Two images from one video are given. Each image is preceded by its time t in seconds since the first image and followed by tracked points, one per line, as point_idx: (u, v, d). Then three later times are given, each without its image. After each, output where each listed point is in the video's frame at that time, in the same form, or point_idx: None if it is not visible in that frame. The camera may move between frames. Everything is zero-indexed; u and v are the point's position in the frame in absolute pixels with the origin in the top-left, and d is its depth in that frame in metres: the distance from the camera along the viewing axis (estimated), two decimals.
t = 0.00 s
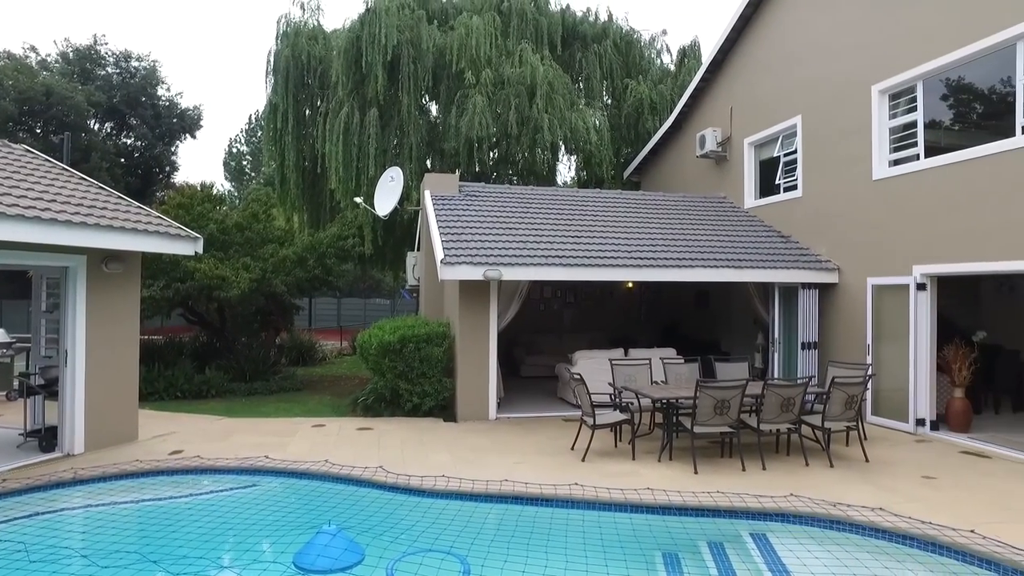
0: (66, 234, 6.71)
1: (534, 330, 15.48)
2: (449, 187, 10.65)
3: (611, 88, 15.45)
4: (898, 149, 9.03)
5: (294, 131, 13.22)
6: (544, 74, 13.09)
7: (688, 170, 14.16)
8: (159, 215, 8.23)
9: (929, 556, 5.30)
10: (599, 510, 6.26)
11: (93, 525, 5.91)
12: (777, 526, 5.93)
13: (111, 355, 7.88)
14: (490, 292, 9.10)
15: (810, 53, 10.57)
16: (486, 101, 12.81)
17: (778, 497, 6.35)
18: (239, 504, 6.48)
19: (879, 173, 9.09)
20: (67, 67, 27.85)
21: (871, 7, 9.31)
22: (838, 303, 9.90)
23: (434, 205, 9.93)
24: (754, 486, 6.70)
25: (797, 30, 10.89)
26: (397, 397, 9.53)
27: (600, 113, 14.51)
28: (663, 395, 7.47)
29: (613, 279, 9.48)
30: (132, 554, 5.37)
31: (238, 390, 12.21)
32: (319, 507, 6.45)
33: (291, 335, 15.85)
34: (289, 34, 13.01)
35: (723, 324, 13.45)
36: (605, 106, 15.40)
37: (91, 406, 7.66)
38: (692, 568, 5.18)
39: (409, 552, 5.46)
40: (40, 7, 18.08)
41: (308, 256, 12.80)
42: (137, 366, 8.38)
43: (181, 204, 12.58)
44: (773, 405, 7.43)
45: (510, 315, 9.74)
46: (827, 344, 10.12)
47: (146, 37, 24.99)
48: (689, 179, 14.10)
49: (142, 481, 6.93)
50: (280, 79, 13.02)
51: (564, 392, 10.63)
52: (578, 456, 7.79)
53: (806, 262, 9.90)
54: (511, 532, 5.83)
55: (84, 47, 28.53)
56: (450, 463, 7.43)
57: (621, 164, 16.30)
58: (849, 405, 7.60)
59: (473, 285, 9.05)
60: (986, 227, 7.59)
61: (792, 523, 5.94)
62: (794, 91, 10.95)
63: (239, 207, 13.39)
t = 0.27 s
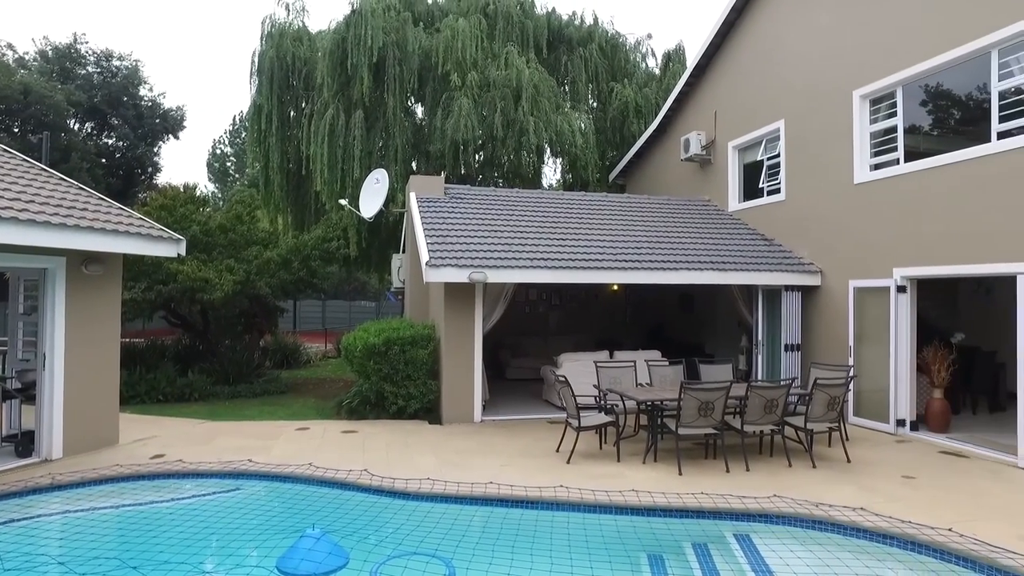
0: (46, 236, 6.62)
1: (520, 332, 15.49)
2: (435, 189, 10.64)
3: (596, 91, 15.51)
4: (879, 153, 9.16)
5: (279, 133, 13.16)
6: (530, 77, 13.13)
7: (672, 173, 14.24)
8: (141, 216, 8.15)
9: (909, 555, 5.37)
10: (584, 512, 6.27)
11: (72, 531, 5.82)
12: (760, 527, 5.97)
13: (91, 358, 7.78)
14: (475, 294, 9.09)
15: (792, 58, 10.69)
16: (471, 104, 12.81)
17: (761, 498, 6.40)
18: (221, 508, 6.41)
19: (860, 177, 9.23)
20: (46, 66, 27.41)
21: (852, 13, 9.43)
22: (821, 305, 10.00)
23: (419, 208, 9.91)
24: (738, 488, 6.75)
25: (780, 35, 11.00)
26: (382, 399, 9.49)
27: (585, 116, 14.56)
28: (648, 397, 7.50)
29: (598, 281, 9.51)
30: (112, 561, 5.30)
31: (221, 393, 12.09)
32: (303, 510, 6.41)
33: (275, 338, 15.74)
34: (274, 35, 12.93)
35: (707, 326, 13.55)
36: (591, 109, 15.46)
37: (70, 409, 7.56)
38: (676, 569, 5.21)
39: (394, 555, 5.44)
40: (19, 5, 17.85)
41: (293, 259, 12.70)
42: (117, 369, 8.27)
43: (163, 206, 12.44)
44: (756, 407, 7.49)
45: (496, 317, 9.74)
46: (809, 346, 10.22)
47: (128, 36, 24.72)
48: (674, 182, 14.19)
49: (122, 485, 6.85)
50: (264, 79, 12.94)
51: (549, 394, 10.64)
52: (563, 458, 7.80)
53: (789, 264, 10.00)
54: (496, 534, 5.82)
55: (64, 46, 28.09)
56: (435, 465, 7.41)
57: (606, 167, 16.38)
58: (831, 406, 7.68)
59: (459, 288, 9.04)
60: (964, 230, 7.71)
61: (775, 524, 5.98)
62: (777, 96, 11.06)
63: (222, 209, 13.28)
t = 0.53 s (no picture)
0: (26, 237, 6.53)
1: (505, 334, 15.51)
2: (420, 191, 10.62)
3: (582, 94, 15.57)
4: (860, 157, 9.28)
5: (263, 134, 13.09)
6: (516, 80, 13.16)
7: (657, 175, 14.33)
8: (122, 217, 8.06)
9: (890, 554, 5.43)
10: (569, 514, 6.28)
11: (50, 537, 5.74)
12: (744, 528, 6.01)
13: (69, 361, 7.68)
14: (461, 296, 9.09)
15: (776, 63, 10.80)
16: (457, 106, 12.81)
17: (745, 499, 6.44)
18: (203, 513, 6.35)
19: (842, 181, 9.34)
20: (24, 63, 26.84)
21: (834, 19, 9.55)
22: (803, 307, 10.10)
23: (405, 210, 9.89)
24: (722, 489, 6.79)
25: (764, 40, 11.12)
26: (367, 402, 9.45)
27: (571, 118, 14.61)
28: (633, 398, 7.53)
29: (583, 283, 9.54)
30: (91, 567, 5.23)
31: (204, 396, 11.97)
32: (287, 514, 6.36)
33: (259, 340, 15.64)
34: (258, 35, 12.85)
35: (691, 328, 13.67)
36: (576, 112, 15.52)
37: (48, 413, 7.45)
38: (661, 570, 5.23)
39: (378, 559, 5.41)
40: None
41: (277, 261, 12.69)
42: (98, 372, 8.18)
43: (145, 207, 12.30)
44: (740, 409, 7.54)
45: (481, 319, 9.74)
46: (792, 348, 10.32)
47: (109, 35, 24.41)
48: (659, 185, 14.28)
49: (102, 490, 6.76)
50: (248, 80, 12.85)
51: (534, 396, 10.66)
52: (548, 460, 7.81)
53: (772, 267, 10.08)
54: (481, 537, 5.81)
55: (42, 43, 27.55)
56: (420, 468, 7.39)
57: (591, 170, 16.44)
58: (813, 407, 7.75)
59: (444, 290, 9.03)
60: (943, 234, 7.83)
61: (758, 524, 6.03)
62: (760, 100, 11.16)
63: (205, 210, 13.17)
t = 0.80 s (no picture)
0: (6, 237, 6.44)
1: (491, 336, 15.51)
2: (407, 193, 10.59)
3: (569, 96, 15.62)
4: (843, 160, 9.38)
5: (247, 134, 12.99)
6: (502, 82, 13.17)
7: (643, 178, 14.40)
8: (103, 218, 7.97)
9: (872, 552, 5.49)
10: (555, 516, 6.28)
11: (29, 543, 5.65)
12: (729, 528, 6.04)
13: (49, 363, 7.58)
14: (447, 298, 9.08)
15: (760, 67, 10.89)
16: (444, 107, 12.80)
17: (730, 499, 6.48)
18: (186, 517, 6.28)
19: (825, 184, 9.44)
20: (4, 59, 25.95)
21: (818, 24, 9.65)
22: (787, 309, 10.19)
23: (391, 211, 9.86)
24: (707, 489, 6.82)
25: (749, 44, 11.21)
26: (353, 404, 9.41)
27: (557, 121, 14.65)
28: (619, 400, 7.55)
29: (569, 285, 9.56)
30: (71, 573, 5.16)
31: (188, 399, 11.86)
32: (271, 517, 6.31)
33: (243, 342, 15.54)
34: (243, 34, 12.76)
35: (676, 329, 13.76)
36: (563, 114, 15.57)
37: (26, 416, 7.35)
38: (647, 571, 5.25)
39: (364, 562, 5.39)
40: None
41: (262, 262, 12.46)
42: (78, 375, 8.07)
43: (128, 207, 12.15)
44: (725, 410, 7.59)
45: (467, 321, 9.72)
46: (777, 350, 10.40)
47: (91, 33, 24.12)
48: (644, 187, 14.36)
49: (82, 495, 6.67)
50: (233, 80, 12.76)
51: (521, 398, 10.66)
52: (534, 462, 7.82)
53: (757, 269, 10.16)
54: (467, 539, 5.80)
55: (21, 40, 26.82)
56: (406, 470, 7.37)
57: (578, 172, 16.48)
58: (797, 408, 7.82)
59: (430, 292, 9.01)
60: (924, 236, 7.93)
61: (743, 525, 6.07)
62: (745, 103, 11.25)
63: (189, 211, 13.05)
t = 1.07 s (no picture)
0: None
1: (476, 338, 15.50)
2: (391, 195, 10.56)
3: (553, 99, 15.67)
4: (824, 164, 9.48)
5: (230, 135, 12.90)
6: (488, 84, 13.19)
7: (627, 180, 14.47)
8: (82, 219, 7.86)
9: (852, 551, 5.55)
10: (539, 518, 6.28)
11: (5, 549, 5.56)
12: (713, 529, 6.08)
13: (25, 366, 7.45)
14: (431, 300, 9.07)
15: (743, 70, 10.98)
16: (428, 109, 12.79)
17: (714, 500, 6.52)
18: (167, 521, 6.22)
19: (806, 187, 9.55)
20: None
21: (800, 29, 9.76)
22: (770, 311, 10.28)
23: (375, 213, 9.82)
24: (691, 490, 6.86)
25: (732, 47, 11.30)
26: (336, 406, 9.35)
27: (542, 123, 14.69)
28: (603, 401, 7.57)
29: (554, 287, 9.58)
30: None
31: (169, 401, 11.75)
32: (254, 521, 6.26)
33: (226, 344, 15.41)
34: (226, 34, 12.66)
35: (660, 331, 13.83)
36: (548, 116, 15.61)
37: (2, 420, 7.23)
38: (631, 572, 5.27)
39: (347, 565, 5.36)
40: None
41: (245, 264, 12.50)
42: (56, 376, 7.98)
43: (107, 208, 11.99)
44: (708, 411, 7.63)
45: (452, 322, 9.71)
46: (760, 351, 10.49)
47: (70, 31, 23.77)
48: (629, 190, 14.43)
49: (59, 500, 6.57)
50: (216, 79, 12.65)
51: (505, 400, 10.66)
52: (519, 463, 7.82)
53: (740, 271, 10.25)
54: (451, 541, 5.79)
55: None
56: (391, 473, 7.34)
57: (563, 174, 16.54)
58: (779, 409, 7.90)
59: (415, 294, 8.98)
60: (905, 239, 8.04)
61: (727, 525, 6.11)
62: (729, 107, 11.35)
63: (171, 211, 12.91)
